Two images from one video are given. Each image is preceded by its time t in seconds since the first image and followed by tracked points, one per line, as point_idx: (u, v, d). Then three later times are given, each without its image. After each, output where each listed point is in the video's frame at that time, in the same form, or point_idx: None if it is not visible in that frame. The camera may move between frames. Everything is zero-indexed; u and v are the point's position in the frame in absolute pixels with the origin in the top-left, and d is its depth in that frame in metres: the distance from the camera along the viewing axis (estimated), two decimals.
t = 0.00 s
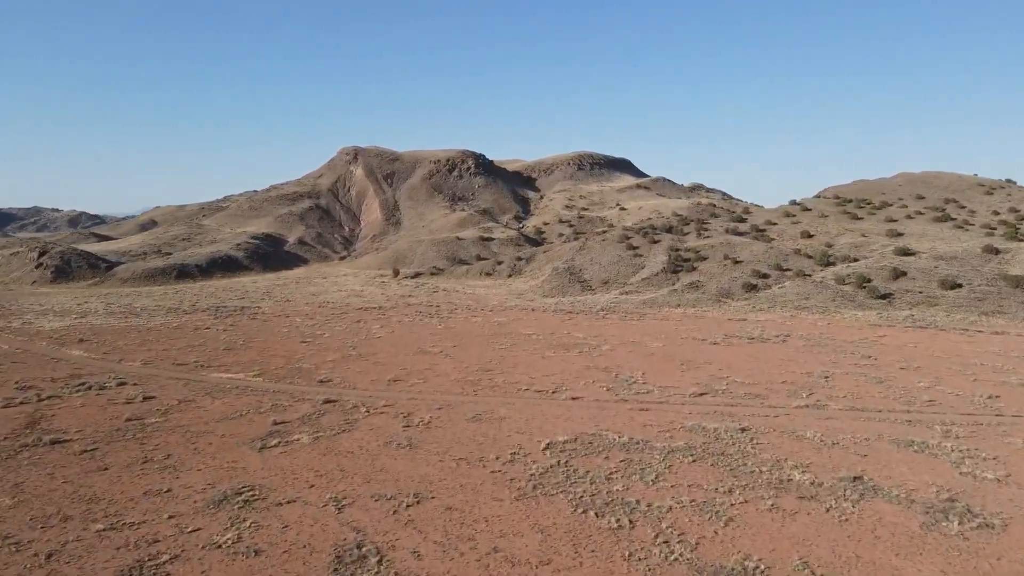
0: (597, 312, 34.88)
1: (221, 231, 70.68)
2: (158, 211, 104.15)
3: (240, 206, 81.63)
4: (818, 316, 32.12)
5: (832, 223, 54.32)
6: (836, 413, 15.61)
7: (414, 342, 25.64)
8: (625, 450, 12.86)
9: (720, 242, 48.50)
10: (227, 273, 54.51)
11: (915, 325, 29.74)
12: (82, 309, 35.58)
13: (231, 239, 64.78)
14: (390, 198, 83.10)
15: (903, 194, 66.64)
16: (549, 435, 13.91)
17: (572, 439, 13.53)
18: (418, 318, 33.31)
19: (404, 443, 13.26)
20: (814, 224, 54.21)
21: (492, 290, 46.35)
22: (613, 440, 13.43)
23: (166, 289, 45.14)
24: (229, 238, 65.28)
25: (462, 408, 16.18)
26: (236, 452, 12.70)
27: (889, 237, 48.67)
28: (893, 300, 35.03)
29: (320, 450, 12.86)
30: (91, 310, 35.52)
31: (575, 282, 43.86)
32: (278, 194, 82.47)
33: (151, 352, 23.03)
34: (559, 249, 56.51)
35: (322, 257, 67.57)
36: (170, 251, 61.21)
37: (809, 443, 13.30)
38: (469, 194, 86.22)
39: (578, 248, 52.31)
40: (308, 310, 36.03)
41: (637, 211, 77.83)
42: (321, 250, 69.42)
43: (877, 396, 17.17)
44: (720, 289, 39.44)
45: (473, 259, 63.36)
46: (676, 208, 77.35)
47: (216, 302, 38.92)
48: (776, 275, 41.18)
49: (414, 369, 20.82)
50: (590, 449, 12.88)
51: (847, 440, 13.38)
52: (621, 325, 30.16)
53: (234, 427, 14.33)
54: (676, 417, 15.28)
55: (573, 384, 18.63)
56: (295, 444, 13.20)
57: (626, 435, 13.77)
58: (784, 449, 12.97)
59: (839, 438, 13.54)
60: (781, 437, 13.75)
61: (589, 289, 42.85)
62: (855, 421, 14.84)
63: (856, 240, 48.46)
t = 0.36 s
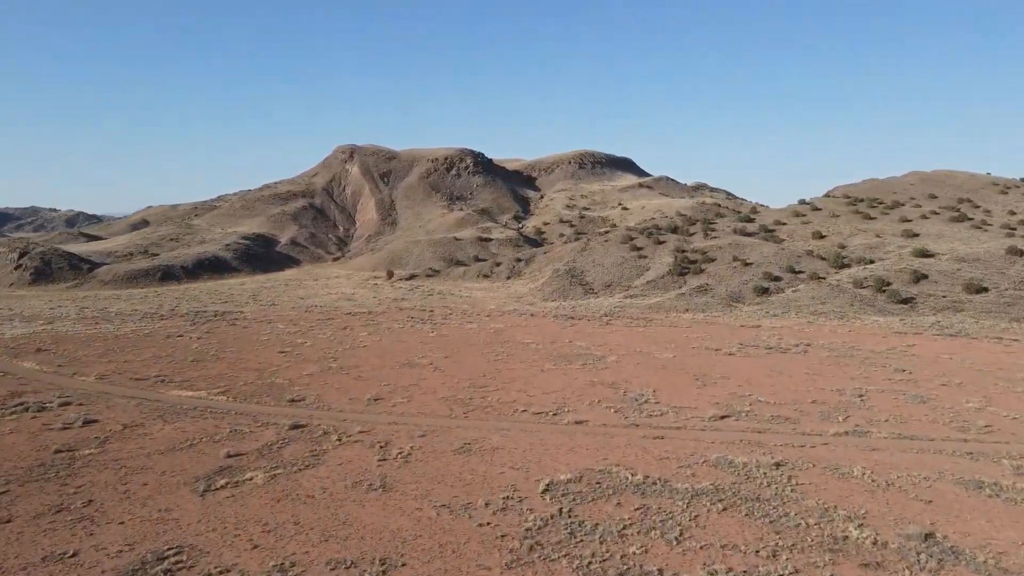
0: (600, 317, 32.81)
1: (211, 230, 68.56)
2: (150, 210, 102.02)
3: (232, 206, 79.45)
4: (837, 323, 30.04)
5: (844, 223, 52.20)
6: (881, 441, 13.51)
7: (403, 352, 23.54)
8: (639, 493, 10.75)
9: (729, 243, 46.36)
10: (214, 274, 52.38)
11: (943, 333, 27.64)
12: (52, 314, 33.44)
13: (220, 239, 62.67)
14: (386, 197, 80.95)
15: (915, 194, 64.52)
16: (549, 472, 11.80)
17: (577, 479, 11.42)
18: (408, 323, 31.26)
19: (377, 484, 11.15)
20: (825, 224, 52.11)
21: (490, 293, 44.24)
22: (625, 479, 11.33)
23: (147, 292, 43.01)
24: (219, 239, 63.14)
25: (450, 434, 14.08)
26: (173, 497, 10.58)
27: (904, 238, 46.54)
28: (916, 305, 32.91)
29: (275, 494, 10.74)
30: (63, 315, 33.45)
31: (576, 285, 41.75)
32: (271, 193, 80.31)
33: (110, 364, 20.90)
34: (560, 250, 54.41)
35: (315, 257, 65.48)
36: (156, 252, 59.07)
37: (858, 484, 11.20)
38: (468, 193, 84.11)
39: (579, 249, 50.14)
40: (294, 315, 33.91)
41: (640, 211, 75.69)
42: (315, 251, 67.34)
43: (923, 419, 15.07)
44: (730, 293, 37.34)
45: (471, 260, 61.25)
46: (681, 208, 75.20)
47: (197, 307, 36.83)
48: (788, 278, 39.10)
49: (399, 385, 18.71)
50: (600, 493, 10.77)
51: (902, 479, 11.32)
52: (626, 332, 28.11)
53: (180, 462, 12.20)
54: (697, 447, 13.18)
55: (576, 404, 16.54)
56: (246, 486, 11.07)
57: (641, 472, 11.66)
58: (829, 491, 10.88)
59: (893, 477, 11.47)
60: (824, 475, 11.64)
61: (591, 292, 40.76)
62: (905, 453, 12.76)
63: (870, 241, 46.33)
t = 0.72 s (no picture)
0: (605, 324, 30.66)
1: (200, 231, 66.38)
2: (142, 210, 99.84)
3: (223, 205, 77.23)
4: (860, 333, 27.89)
5: (857, 223, 50.05)
6: (947, 484, 11.32)
7: (388, 366, 21.35)
8: (663, 563, 8.56)
9: (739, 244, 44.14)
10: (200, 277, 50.23)
11: (978, 343, 25.48)
12: (18, 321, 31.19)
13: (209, 240, 60.54)
14: (382, 197, 78.75)
15: (928, 193, 62.34)
16: (552, 530, 9.57)
17: (585, 540, 9.20)
18: (398, 331, 29.04)
19: (336, 550, 8.92)
20: (838, 224, 49.97)
21: (487, 297, 42.11)
22: (644, 543, 9.11)
23: (126, 296, 40.84)
24: (207, 240, 60.91)
25: (432, 472, 11.87)
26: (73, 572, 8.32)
27: (922, 239, 44.37)
28: (943, 312, 30.75)
29: (203, 567, 8.50)
30: (28, 321, 31.25)
31: (578, 289, 39.57)
32: (263, 193, 78.09)
33: (58, 382, 18.64)
34: (561, 252, 52.25)
35: (307, 259, 63.35)
36: (141, 253, 56.82)
37: (936, 548, 9.03)
38: (466, 193, 81.95)
39: (581, 251, 47.93)
40: (277, 322, 31.72)
41: (643, 211, 73.58)
42: (307, 252, 65.22)
43: (988, 453, 12.89)
44: (742, 298, 35.22)
45: (468, 262, 59.10)
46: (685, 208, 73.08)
47: (174, 312, 34.65)
48: (802, 281, 36.93)
49: (380, 407, 16.49)
50: (614, 564, 8.56)
51: (987, 541, 9.13)
52: (633, 342, 25.92)
53: (97, 516, 9.93)
54: (728, 492, 10.98)
55: (581, 432, 14.34)
56: (171, 552, 8.82)
57: (663, 532, 9.44)
58: (900, 560, 8.70)
59: (975, 538, 9.28)
60: (890, 533, 9.46)
61: (595, 296, 38.56)
62: (981, 501, 10.58)
63: (887, 242, 44.16)
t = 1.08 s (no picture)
0: (609, 333, 28.73)
1: (189, 232, 64.38)
2: (133, 211, 97.76)
3: (214, 206, 75.26)
4: (884, 343, 25.96)
5: (870, 224, 48.15)
6: None
7: (373, 383, 19.39)
8: None
9: (748, 246, 42.20)
10: (185, 280, 48.19)
11: (1014, 355, 23.53)
12: None
13: (197, 242, 58.51)
14: (377, 197, 76.78)
15: (941, 192, 60.37)
16: None
17: None
18: (387, 341, 27.05)
19: None
20: (849, 225, 48.07)
21: (485, 302, 40.19)
22: None
23: (104, 301, 38.79)
24: (196, 241, 58.94)
25: (410, 526, 9.88)
26: None
27: (939, 241, 42.46)
28: (970, 320, 28.81)
29: None
30: None
31: (580, 293, 37.61)
32: (256, 193, 76.14)
33: None
34: (562, 254, 50.34)
35: (299, 261, 61.35)
36: (127, 255, 54.85)
37: None
38: (464, 193, 80.02)
39: (582, 254, 45.94)
40: (259, 330, 29.76)
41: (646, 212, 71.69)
42: (300, 254, 63.22)
43: None
44: (753, 303, 33.30)
45: (466, 264, 57.17)
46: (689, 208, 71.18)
47: (151, 320, 32.64)
48: (817, 286, 34.98)
49: (357, 435, 14.50)
50: None
51: None
52: (641, 354, 23.96)
53: None
54: (769, 556, 8.99)
55: (587, 470, 12.37)
56: None
57: None
58: None
59: None
60: None
61: (597, 302, 36.56)
62: None
63: (903, 244, 42.21)
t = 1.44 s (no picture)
0: (614, 347, 26.64)
1: (177, 235, 62.25)
2: (124, 211, 95.47)
3: (205, 207, 73.12)
4: (914, 359, 23.84)
5: (885, 227, 46.02)
6: None
7: (352, 409, 17.25)
8: None
9: (759, 250, 40.07)
10: (169, 285, 46.07)
11: None
12: None
13: (184, 245, 56.36)
14: (373, 198, 74.62)
15: (955, 193, 58.24)
16: None
17: None
18: (373, 355, 24.92)
19: None
20: (863, 228, 45.98)
21: (481, 310, 38.11)
22: None
23: (78, 308, 36.65)
24: (182, 244, 56.81)
25: None
26: None
27: (960, 244, 40.32)
28: (1003, 331, 26.69)
29: None
30: None
31: (581, 300, 35.48)
32: (247, 193, 74.00)
33: None
34: (563, 258, 48.25)
35: (290, 264, 59.21)
36: (109, 259, 52.70)
37: None
38: (462, 194, 77.90)
39: (584, 258, 43.79)
40: (237, 342, 27.65)
41: (649, 213, 69.59)
42: (291, 257, 61.09)
43: None
44: (767, 312, 31.22)
45: (462, 268, 55.08)
46: (694, 210, 69.05)
47: (124, 330, 30.50)
48: (834, 294, 32.87)
49: (325, 480, 12.33)
50: None
51: None
52: (650, 372, 21.84)
53: None
54: None
55: (598, 532, 10.24)
56: None
57: None
58: None
59: None
60: None
61: (600, 310, 34.44)
62: None
63: (922, 248, 40.05)
